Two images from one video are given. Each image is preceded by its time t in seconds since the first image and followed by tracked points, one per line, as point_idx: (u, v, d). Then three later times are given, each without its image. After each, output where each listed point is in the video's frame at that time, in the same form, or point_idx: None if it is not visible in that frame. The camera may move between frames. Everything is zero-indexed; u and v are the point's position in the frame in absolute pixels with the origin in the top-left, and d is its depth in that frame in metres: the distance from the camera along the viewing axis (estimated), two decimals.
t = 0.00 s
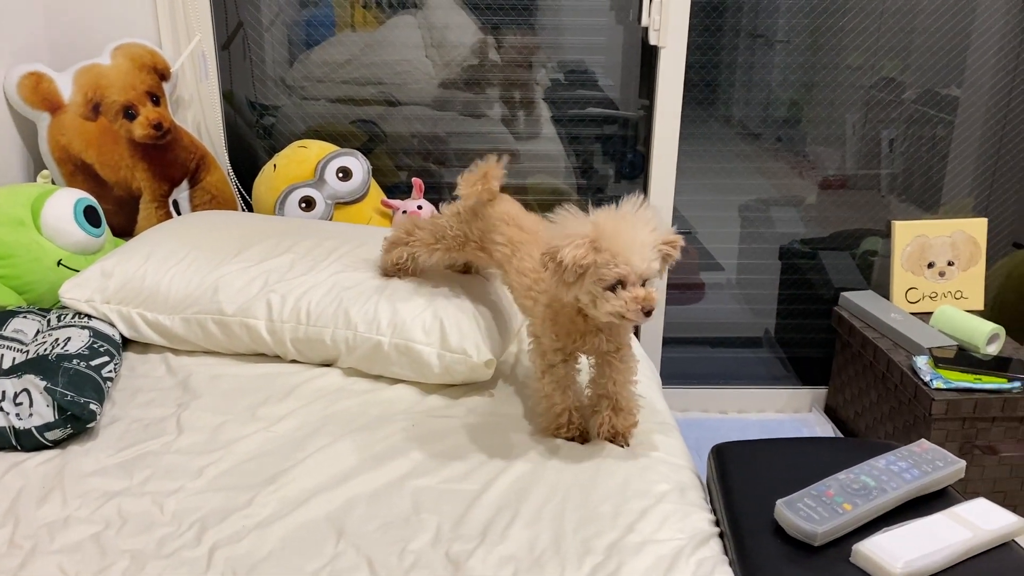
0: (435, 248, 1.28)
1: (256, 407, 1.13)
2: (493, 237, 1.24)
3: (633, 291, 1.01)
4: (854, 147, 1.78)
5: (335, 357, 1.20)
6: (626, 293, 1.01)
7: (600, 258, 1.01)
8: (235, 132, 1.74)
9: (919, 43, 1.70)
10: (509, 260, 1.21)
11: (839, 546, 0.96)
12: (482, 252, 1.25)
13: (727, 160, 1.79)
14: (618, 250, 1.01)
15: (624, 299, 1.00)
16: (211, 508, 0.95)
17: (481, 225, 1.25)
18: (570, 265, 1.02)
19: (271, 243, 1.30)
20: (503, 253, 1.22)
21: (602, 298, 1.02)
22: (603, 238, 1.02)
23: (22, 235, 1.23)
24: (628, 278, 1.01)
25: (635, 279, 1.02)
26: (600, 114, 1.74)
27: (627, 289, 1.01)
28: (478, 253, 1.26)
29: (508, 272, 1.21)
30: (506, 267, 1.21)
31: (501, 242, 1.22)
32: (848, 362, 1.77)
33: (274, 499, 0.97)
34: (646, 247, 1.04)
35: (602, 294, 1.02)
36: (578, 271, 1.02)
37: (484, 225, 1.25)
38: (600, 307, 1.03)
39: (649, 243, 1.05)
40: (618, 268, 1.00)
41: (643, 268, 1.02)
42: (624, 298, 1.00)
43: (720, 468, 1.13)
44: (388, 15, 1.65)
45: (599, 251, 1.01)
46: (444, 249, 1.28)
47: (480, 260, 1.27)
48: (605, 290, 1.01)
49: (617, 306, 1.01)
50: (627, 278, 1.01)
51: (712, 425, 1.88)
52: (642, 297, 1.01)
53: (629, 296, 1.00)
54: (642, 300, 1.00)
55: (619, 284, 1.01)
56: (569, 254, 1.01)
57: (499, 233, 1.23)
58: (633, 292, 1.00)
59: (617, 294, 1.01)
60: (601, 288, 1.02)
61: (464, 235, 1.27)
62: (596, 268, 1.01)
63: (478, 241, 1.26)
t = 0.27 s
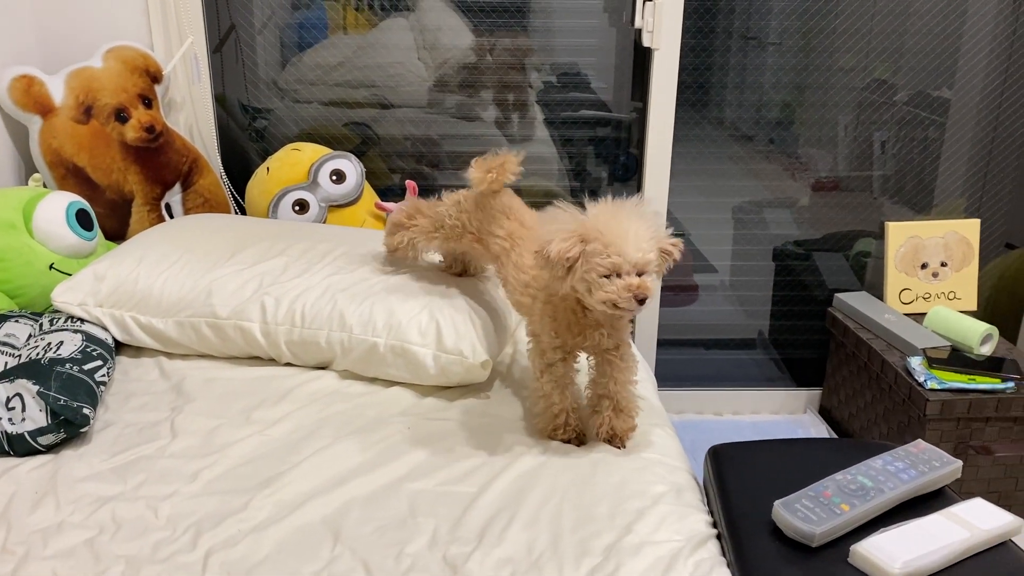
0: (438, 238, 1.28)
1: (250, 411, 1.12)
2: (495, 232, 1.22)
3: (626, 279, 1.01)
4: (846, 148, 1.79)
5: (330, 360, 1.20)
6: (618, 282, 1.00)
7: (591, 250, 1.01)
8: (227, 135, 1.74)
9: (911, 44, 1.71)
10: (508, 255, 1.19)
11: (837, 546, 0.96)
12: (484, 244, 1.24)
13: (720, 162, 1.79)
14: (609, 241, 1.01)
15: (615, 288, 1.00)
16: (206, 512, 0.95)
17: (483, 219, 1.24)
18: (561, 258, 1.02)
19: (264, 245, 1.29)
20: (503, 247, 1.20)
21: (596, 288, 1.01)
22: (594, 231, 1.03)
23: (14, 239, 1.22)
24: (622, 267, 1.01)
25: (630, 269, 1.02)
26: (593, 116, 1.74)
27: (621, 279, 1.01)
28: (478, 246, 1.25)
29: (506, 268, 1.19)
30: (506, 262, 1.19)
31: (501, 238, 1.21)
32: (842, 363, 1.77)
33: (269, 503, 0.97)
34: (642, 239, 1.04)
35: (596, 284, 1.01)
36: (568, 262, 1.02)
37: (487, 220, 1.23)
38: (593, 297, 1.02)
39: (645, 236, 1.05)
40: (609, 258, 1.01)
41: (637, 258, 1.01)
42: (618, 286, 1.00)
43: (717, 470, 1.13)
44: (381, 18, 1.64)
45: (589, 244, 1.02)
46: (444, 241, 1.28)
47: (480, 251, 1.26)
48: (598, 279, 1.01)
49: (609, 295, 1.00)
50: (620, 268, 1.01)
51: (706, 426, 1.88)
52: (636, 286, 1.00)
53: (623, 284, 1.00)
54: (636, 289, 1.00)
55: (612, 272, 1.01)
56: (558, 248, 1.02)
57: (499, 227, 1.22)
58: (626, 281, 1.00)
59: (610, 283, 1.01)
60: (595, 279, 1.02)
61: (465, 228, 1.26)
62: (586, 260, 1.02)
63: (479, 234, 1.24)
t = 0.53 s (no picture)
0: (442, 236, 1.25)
1: (244, 410, 1.12)
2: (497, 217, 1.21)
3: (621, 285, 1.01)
4: (839, 147, 1.80)
5: (325, 359, 1.19)
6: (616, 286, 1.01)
7: (592, 254, 1.02)
8: (220, 134, 1.73)
9: (903, 43, 1.72)
10: (512, 245, 1.18)
11: (833, 541, 0.96)
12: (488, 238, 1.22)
13: (713, 161, 1.79)
14: (610, 247, 1.02)
15: (610, 291, 1.01)
16: (201, 511, 0.94)
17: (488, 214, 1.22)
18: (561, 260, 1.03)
19: (258, 244, 1.29)
20: (505, 232, 1.19)
21: (591, 290, 1.02)
22: (597, 236, 1.03)
23: (6, 238, 1.22)
24: (620, 274, 1.01)
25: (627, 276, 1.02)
26: (587, 115, 1.74)
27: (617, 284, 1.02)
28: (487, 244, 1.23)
29: (506, 259, 1.18)
30: (507, 251, 1.18)
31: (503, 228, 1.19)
32: (836, 361, 1.77)
33: (264, 502, 0.96)
34: (643, 248, 1.04)
35: (592, 286, 1.02)
36: (568, 265, 1.03)
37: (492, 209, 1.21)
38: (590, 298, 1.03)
39: (647, 243, 1.05)
40: (608, 265, 1.01)
41: (637, 267, 1.01)
42: (612, 291, 1.01)
43: (713, 468, 1.13)
44: (374, 17, 1.64)
45: (591, 248, 1.02)
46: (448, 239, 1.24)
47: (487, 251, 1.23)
48: (594, 283, 1.02)
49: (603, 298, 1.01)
50: (618, 275, 1.01)
51: (701, 425, 1.89)
52: (632, 293, 1.00)
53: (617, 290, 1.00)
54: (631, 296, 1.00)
55: (609, 278, 1.02)
56: (560, 251, 1.02)
57: (503, 211, 1.20)
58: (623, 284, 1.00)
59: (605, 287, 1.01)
60: (591, 282, 1.02)
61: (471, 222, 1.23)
62: (586, 263, 1.02)
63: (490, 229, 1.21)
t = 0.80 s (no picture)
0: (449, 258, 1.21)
1: (242, 407, 1.12)
2: (496, 228, 1.18)
3: (639, 288, 1.03)
4: (832, 144, 1.81)
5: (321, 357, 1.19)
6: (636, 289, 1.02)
7: (615, 249, 1.02)
8: (214, 132, 1.73)
9: (895, 40, 1.73)
10: (519, 254, 1.15)
11: (827, 535, 0.97)
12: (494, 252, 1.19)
13: (707, 158, 1.80)
14: (634, 242, 1.02)
15: (630, 294, 1.03)
16: (199, 509, 0.94)
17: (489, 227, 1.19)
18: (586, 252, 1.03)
19: (253, 242, 1.28)
20: (510, 239, 1.16)
21: (612, 289, 1.04)
22: (620, 230, 1.03)
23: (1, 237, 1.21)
24: (640, 274, 1.03)
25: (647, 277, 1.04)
26: (581, 113, 1.74)
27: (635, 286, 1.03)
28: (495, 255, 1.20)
29: (515, 260, 1.16)
30: (514, 255, 1.16)
31: (508, 235, 1.17)
32: (828, 358, 1.77)
33: (262, 500, 0.96)
34: (664, 242, 1.05)
35: (612, 289, 1.04)
36: (592, 260, 1.04)
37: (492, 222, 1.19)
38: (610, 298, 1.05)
39: (668, 236, 1.05)
40: (631, 263, 1.02)
41: (657, 264, 1.02)
42: (631, 296, 1.02)
43: (708, 464, 1.13)
44: (368, 14, 1.64)
45: (614, 242, 1.03)
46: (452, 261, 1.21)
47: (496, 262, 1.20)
48: (615, 281, 1.03)
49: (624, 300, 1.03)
50: (639, 275, 1.03)
51: (696, 422, 1.89)
52: (651, 293, 1.02)
53: (635, 292, 1.02)
54: (651, 297, 1.02)
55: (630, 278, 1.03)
56: (585, 243, 1.03)
57: (504, 220, 1.18)
58: (642, 286, 1.02)
59: (625, 292, 1.03)
60: (612, 282, 1.04)
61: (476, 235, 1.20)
62: (608, 256, 1.03)
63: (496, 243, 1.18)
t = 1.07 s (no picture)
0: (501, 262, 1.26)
1: (233, 402, 1.12)
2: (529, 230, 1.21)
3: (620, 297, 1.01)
4: (822, 139, 1.81)
5: (313, 352, 1.20)
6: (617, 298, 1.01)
7: (598, 257, 1.01)
8: (206, 127, 1.72)
9: (885, 35, 1.73)
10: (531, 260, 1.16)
11: (816, 527, 0.98)
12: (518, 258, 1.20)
13: (698, 152, 1.81)
14: (619, 249, 1.00)
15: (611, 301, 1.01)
16: (192, 503, 0.95)
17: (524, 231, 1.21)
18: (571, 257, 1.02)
19: (244, 236, 1.28)
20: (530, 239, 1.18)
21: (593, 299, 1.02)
22: (604, 236, 1.02)
23: None
24: (622, 285, 1.01)
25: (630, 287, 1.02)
26: (572, 107, 1.74)
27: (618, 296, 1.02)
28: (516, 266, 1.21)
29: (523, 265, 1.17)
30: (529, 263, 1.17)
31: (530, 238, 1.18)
32: (819, 351, 1.77)
33: (255, 493, 0.97)
34: (650, 252, 1.02)
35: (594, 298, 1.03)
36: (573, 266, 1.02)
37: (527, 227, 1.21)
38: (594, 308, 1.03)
39: (652, 245, 1.02)
40: (610, 272, 1.00)
41: (640, 275, 1.00)
42: (612, 306, 1.01)
43: (698, 456, 1.14)
44: (359, 9, 1.64)
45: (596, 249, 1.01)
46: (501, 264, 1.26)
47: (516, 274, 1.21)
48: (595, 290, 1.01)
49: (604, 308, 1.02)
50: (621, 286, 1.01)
51: (687, 415, 1.88)
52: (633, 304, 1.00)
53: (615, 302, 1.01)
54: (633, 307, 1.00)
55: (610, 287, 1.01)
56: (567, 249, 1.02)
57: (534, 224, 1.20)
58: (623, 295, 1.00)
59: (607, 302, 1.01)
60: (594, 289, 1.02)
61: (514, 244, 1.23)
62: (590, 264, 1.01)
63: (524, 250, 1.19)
